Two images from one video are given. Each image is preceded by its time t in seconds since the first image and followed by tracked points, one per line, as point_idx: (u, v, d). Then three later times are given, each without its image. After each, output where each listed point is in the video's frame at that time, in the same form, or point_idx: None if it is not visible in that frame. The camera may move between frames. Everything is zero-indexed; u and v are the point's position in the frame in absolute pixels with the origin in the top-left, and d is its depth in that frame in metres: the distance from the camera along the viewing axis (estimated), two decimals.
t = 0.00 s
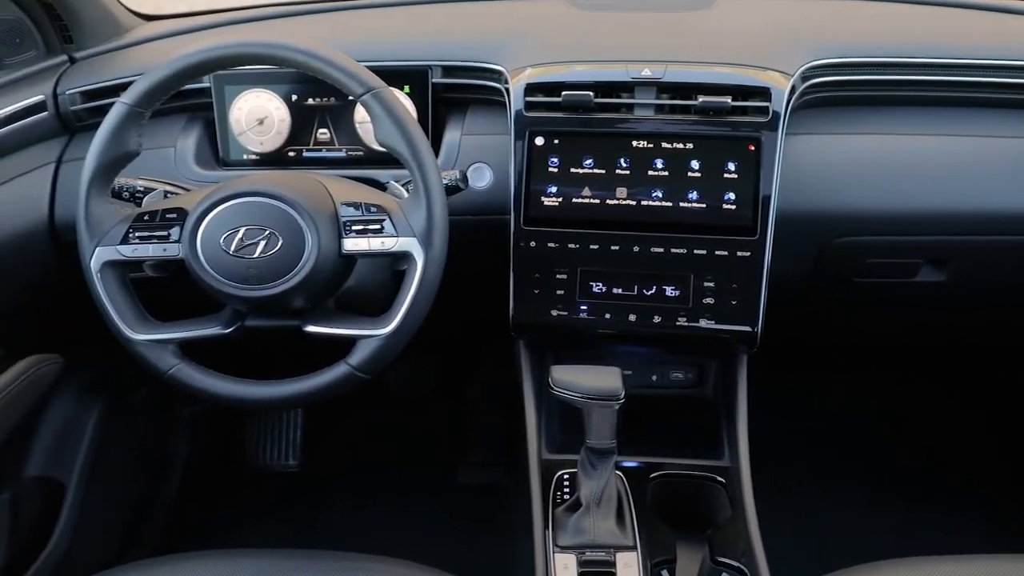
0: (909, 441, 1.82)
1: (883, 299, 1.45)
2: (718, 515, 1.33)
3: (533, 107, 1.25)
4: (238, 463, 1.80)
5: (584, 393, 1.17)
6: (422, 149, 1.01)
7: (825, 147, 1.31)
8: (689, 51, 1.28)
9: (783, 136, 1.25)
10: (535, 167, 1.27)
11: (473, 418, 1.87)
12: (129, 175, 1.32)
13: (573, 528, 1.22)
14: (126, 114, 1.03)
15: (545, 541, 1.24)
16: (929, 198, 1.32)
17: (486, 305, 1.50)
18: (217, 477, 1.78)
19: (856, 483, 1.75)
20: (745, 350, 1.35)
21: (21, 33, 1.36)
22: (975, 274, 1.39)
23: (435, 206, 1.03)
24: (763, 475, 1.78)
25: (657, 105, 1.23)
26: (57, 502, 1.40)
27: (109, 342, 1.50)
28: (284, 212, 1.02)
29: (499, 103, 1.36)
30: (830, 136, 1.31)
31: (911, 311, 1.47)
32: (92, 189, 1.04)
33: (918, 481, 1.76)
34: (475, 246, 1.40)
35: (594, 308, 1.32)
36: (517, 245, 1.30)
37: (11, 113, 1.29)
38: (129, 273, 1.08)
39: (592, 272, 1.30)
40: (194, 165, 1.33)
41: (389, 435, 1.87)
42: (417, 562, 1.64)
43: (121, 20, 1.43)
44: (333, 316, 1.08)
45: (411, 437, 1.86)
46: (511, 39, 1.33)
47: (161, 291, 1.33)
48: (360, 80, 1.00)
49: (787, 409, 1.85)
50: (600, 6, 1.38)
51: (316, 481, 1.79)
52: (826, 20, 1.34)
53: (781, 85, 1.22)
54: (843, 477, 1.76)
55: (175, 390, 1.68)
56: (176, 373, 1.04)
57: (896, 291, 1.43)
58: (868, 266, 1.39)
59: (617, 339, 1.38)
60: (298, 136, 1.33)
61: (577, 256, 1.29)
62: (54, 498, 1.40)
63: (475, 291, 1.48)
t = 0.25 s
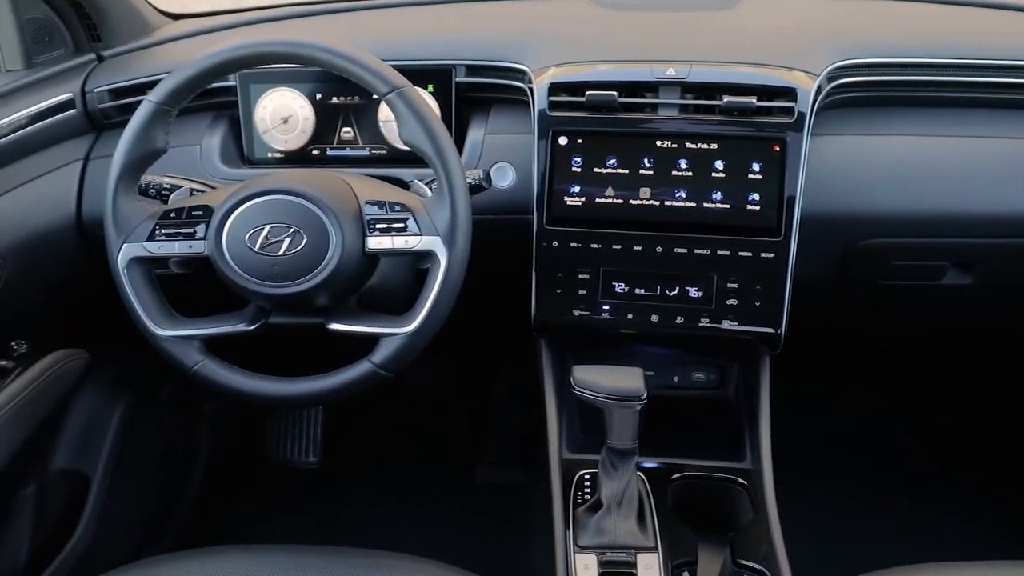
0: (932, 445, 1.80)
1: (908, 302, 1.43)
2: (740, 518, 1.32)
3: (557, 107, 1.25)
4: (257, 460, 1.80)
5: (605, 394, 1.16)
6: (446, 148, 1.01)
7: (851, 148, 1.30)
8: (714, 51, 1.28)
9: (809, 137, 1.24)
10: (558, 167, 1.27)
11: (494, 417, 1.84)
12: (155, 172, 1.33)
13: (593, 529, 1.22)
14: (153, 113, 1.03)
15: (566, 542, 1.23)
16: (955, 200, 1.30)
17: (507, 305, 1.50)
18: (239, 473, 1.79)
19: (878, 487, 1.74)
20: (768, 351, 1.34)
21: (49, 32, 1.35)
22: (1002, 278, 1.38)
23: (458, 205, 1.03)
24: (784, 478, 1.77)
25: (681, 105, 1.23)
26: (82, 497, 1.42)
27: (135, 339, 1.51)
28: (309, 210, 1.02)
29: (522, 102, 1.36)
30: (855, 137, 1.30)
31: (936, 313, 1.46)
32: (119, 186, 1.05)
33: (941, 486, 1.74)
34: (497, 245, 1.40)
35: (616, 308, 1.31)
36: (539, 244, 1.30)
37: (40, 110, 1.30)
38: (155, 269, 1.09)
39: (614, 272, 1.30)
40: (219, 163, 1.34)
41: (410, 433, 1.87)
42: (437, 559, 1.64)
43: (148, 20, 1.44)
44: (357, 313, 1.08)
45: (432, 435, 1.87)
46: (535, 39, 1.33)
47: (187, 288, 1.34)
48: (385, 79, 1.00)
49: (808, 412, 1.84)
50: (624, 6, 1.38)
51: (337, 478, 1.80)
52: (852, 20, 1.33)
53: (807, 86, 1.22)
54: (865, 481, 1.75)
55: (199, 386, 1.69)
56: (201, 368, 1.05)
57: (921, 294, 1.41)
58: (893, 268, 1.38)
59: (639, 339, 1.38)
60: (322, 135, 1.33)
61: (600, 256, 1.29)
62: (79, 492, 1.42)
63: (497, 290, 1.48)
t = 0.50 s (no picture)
0: (956, 450, 1.79)
1: (933, 305, 1.42)
2: (762, 520, 1.32)
3: (581, 107, 1.25)
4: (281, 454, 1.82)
5: (626, 394, 1.15)
6: (470, 147, 1.01)
7: (877, 149, 1.29)
8: (739, 51, 1.27)
9: (835, 138, 1.23)
10: (581, 167, 1.27)
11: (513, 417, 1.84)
12: (181, 170, 1.34)
13: (614, 529, 1.22)
14: (179, 110, 1.04)
15: (587, 543, 1.23)
16: (982, 202, 1.29)
17: (527, 305, 1.50)
18: (261, 469, 1.80)
19: (900, 491, 1.73)
20: (791, 353, 1.33)
21: (78, 30, 1.38)
22: None
23: (481, 204, 1.03)
24: (805, 481, 1.76)
25: (705, 105, 1.22)
26: (105, 492, 1.42)
27: (161, 335, 1.52)
28: (332, 208, 1.03)
29: (546, 102, 1.36)
30: (882, 138, 1.29)
31: (961, 317, 1.44)
32: (146, 183, 1.06)
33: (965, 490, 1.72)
34: (519, 244, 1.40)
35: (638, 309, 1.31)
36: (561, 244, 1.30)
37: (68, 108, 1.31)
38: (180, 266, 1.10)
39: (637, 272, 1.30)
40: (243, 161, 1.35)
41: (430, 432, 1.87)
42: (457, 558, 1.64)
43: (175, 19, 1.46)
44: (379, 311, 1.09)
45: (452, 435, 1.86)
46: (559, 38, 1.33)
47: (211, 284, 1.35)
48: (410, 78, 1.00)
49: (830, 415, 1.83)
50: (648, 6, 1.38)
51: (357, 476, 1.80)
52: (879, 20, 1.32)
53: (833, 86, 1.21)
54: (888, 484, 1.74)
55: (222, 382, 1.70)
56: (225, 365, 1.06)
57: (946, 297, 1.40)
58: (918, 271, 1.36)
59: (660, 339, 1.37)
60: (346, 133, 1.34)
61: (622, 256, 1.29)
62: (102, 487, 1.42)
63: (519, 291, 1.48)
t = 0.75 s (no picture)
0: (981, 454, 1.77)
1: (958, 308, 1.41)
2: (783, 523, 1.30)
3: (604, 107, 1.25)
4: (299, 452, 1.82)
5: (648, 395, 1.15)
6: (493, 146, 1.01)
7: (903, 150, 1.28)
8: (763, 51, 1.27)
9: (860, 138, 1.22)
10: (603, 166, 1.27)
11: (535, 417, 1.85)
12: (206, 167, 1.35)
13: (634, 530, 1.22)
14: (205, 108, 1.05)
15: (607, 544, 1.23)
16: (1010, 204, 1.28)
17: (547, 305, 1.50)
18: (282, 466, 1.81)
19: (923, 495, 1.71)
20: (813, 355, 1.33)
21: (105, 28, 1.39)
22: None
23: (504, 203, 1.03)
24: (826, 483, 1.74)
25: (729, 105, 1.22)
26: (128, 486, 1.43)
27: (184, 332, 1.53)
28: (356, 206, 1.03)
29: (569, 101, 1.35)
30: (908, 139, 1.28)
31: (987, 320, 1.43)
32: (171, 181, 1.07)
33: (990, 496, 1.71)
34: (540, 243, 1.40)
35: (660, 309, 1.31)
36: (583, 244, 1.30)
37: (95, 105, 1.32)
38: (204, 262, 1.11)
39: (659, 272, 1.29)
40: (267, 159, 1.35)
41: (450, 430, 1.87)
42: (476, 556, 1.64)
43: (200, 17, 1.47)
44: (401, 310, 1.09)
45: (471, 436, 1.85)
46: (582, 38, 1.33)
47: (235, 281, 1.36)
48: (434, 77, 1.00)
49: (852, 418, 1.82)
50: (671, 6, 1.37)
51: (377, 473, 1.81)
52: (906, 21, 1.31)
53: (858, 86, 1.20)
54: (911, 489, 1.72)
55: (244, 378, 1.71)
56: (248, 361, 1.06)
57: (972, 300, 1.39)
58: (944, 273, 1.35)
59: (680, 340, 1.37)
60: (369, 132, 1.34)
61: (644, 256, 1.29)
62: (125, 481, 1.43)
63: (539, 291, 1.47)
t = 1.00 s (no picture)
0: (1003, 459, 1.75)
1: (982, 311, 1.39)
2: (803, 527, 1.29)
3: (626, 106, 1.24)
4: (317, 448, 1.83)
5: (668, 396, 1.14)
6: (514, 145, 1.01)
7: (928, 151, 1.27)
8: (786, 51, 1.26)
9: (885, 139, 1.21)
10: (624, 167, 1.26)
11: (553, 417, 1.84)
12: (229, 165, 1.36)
13: (653, 531, 1.22)
14: (229, 106, 1.05)
15: (626, 544, 1.23)
16: None
17: (567, 305, 1.49)
18: (302, 463, 1.81)
19: (945, 500, 1.70)
20: (835, 358, 1.32)
21: (131, 27, 1.40)
22: None
23: (526, 203, 1.03)
24: (846, 487, 1.73)
25: (752, 105, 1.21)
26: (149, 481, 1.44)
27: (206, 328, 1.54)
28: (378, 205, 1.03)
29: (590, 101, 1.35)
30: (933, 140, 1.27)
31: (1011, 324, 1.41)
32: (195, 178, 1.07)
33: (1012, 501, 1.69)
34: (561, 243, 1.40)
35: (681, 310, 1.30)
36: (604, 243, 1.29)
37: (120, 103, 1.33)
38: (227, 260, 1.11)
39: (680, 273, 1.29)
40: (289, 157, 1.36)
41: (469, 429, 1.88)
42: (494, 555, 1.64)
43: (223, 16, 1.48)
44: (421, 308, 1.09)
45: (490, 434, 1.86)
46: (604, 37, 1.33)
47: (257, 278, 1.37)
48: (456, 76, 1.01)
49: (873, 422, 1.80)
50: (694, 6, 1.37)
51: (395, 472, 1.81)
52: (931, 21, 1.30)
53: (883, 86, 1.19)
54: (932, 493, 1.71)
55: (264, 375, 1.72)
56: (270, 359, 1.07)
57: (996, 303, 1.37)
58: (968, 276, 1.34)
59: (700, 341, 1.36)
60: (390, 130, 1.35)
61: (665, 257, 1.28)
62: (146, 476, 1.44)
63: (559, 291, 1.47)
